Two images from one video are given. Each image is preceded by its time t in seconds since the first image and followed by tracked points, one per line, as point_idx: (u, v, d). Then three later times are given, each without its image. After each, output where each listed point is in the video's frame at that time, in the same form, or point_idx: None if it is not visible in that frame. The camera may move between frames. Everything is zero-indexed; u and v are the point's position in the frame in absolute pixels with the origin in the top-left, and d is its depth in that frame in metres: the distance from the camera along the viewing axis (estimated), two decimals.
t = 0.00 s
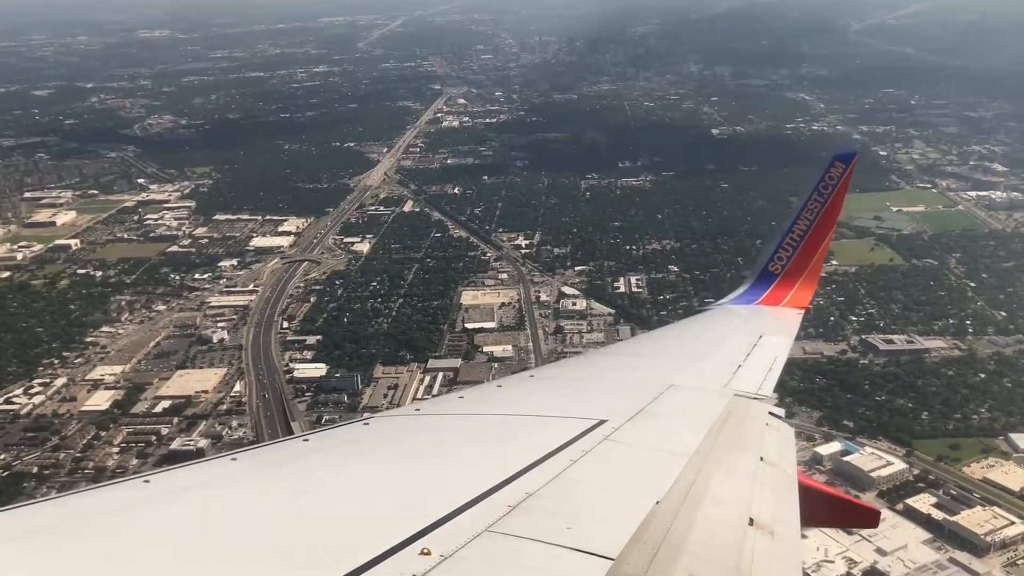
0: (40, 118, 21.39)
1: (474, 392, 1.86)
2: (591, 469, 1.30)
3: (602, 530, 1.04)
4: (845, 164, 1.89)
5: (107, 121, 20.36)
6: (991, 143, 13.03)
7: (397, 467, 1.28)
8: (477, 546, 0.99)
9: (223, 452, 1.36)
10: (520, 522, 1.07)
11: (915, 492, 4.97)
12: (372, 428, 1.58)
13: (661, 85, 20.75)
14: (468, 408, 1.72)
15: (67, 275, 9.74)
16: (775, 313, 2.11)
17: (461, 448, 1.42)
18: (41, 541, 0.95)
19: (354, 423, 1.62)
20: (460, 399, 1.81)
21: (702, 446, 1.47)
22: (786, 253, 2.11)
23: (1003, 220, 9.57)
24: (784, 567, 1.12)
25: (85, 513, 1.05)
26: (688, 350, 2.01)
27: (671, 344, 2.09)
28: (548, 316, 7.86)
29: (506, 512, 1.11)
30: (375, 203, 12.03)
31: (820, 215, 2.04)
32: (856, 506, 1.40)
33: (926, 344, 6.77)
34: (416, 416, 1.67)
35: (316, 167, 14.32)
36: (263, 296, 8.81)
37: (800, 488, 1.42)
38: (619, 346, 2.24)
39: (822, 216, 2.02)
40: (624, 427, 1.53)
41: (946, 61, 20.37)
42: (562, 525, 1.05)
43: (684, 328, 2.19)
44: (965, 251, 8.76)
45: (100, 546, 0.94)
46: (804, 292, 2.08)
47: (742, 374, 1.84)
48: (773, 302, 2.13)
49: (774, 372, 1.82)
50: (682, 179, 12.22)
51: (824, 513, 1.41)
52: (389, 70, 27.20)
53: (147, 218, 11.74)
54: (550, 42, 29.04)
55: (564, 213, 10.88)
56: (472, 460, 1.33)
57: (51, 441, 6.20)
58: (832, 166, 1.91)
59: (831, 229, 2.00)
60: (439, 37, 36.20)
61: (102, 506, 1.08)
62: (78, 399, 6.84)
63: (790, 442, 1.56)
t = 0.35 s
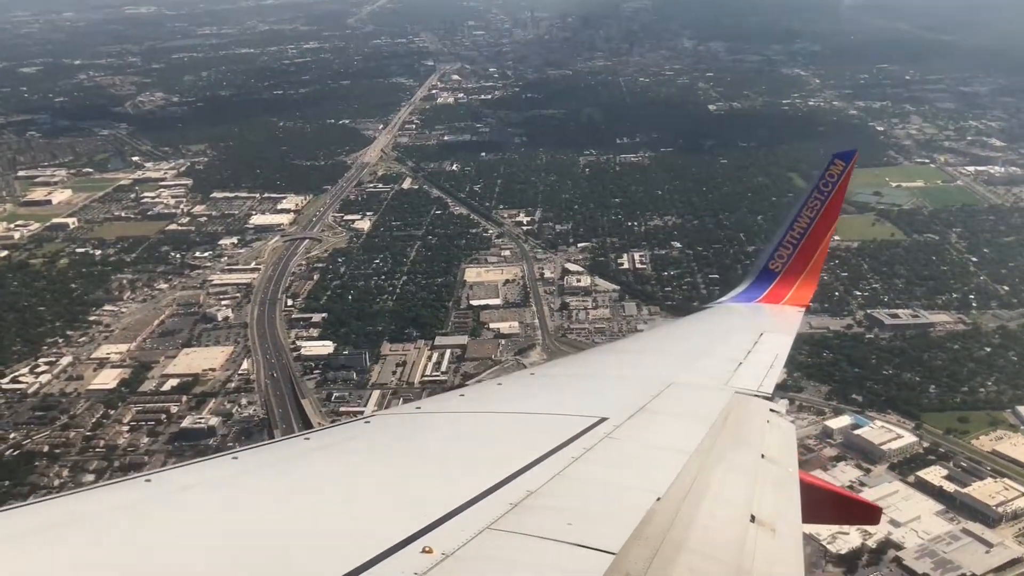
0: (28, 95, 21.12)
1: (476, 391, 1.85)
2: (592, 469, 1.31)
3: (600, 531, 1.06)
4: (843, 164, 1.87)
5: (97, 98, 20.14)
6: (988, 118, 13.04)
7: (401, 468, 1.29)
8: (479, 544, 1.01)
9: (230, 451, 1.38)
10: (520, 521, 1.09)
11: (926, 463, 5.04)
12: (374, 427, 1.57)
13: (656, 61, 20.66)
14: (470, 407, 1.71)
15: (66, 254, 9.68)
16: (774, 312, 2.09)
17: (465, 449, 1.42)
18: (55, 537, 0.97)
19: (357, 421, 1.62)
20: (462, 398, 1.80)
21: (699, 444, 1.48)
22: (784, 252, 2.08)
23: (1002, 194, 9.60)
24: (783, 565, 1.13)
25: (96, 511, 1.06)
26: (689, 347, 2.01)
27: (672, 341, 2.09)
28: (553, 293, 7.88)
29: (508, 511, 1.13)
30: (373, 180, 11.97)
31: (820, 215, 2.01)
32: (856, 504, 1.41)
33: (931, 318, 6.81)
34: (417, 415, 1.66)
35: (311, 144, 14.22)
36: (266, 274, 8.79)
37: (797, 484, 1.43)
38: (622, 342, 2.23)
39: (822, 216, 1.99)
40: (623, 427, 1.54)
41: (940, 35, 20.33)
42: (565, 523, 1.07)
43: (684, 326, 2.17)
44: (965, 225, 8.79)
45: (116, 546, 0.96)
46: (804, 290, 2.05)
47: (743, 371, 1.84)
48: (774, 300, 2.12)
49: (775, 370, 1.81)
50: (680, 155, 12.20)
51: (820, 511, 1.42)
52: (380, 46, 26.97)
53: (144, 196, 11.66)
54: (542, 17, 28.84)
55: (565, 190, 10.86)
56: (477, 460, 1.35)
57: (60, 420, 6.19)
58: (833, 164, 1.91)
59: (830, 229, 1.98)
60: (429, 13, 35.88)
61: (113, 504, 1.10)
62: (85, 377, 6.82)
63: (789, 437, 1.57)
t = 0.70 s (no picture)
0: (18, 79, 20.95)
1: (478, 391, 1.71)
2: (595, 468, 1.20)
3: (607, 531, 0.98)
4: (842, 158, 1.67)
5: (88, 82, 20.00)
6: (984, 96, 13.08)
7: (398, 467, 1.21)
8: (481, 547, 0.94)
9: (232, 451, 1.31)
10: (524, 522, 1.01)
11: (938, 439, 5.09)
12: (372, 428, 1.45)
13: (650, 41, 20.62)
14: (469, 407, 1.56)
15: (67, 239, 9.64)
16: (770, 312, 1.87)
17: (461, 451, 1.30)
18: (45, 537, 0.92)
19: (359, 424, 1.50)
20: (464, 397, 1.65)
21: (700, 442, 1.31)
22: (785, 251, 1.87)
23: (1001, 172, 9.64)
24: (790, 567, 0.99)
25: (93, 511, 1.02)
26: (690, 339, 1.84)
27: (675, 334, 1.92)
28: (558, 274, 7.89)
29: (512, 512, 1.06)
30: (372, 163, 11.95)
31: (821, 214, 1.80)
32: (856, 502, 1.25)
33: (936, 295, 6.86)
34: (424, 415, 1.53)
35: (307, 127, 14.17)
36: (269, 258, 8.78)
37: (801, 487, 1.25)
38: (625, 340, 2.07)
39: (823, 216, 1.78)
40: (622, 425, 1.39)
41: (933, 14, 20.33)
42: (566, 525, 1.00)
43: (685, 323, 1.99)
44: (966, 204, 8.84)
45: (111, 543, 0.91)
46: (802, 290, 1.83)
47: (745, 370, 1.63)
48: (773, 299, 1.89)
49: (778, 368, 1.60)
50: (678, 135, 12.21)
51: (822, 510, 1.25)
52: (372, 28, 26.83)
53: (143, 181, 11.62)
54: None
55: (565, 171, 10.85)
56: (477, 460, 1.25)
57: (71, 404, 6.19)
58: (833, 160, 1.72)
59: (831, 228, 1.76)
60: None
61: (108, 504, 1.05)
62: (93, 362, 6.82)
63: (793, 439, 1.37)
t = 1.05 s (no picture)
0: (7, 60, 20.75)
1: (479, 387, 1.64)
2: (599, 463, 1.13)
3: (612, 523, 0.92)
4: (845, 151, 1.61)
5: (79, 62, 19.84)
6: (981, 74, 13.12)
7: (394, 468, 1.15)
8: (486, 544, 0.89)
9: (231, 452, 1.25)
10: (532, 517, 0.95)
11: (949, 415, 5.14)
12: (368, 427, 1.39)
13: (645, 19, 20.55)
14: (472, 403, 1.51)
15: (67, 221, 9.60)
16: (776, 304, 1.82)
17: (461, 450, 1.23)
18: (29, 540, 0.88)
19: (356, 422, 1.44)
20: (466, 394, 1.59)
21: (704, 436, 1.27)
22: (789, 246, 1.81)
23: (1002, 150, 9.68)
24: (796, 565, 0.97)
25: (83, 512, 0.98)
26: (690, 329, 1.79)
27: (674, 325, 1.86)
28: (564, 253, 7.89)
29: (517, 507, 0.99)
30: (371, 143, 11.91)
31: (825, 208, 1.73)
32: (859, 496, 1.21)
33: (942, 273, 6.90)
34: (425, 414, 1.46)
35: (304, 107, 14.09)
36: (272, 239, 8.76)
37: (805, 481, 1.23)
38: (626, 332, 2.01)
39: (826, 209, 1.72)
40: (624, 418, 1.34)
41: None
42: (572, 523, 0.92)
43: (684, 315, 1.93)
44: (968, 181, 8.87)
45: (95, 546, 0.86)
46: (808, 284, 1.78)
47: (749, 364, 1.57)
48: (775, 293, 1.82)
49: (781, 361, 1.55)
50: (678, 114, 12.20)
51: (827, 505, 1.22)
52: (364, 7, 26.64)
53: (141, 162, 11.57)
54: None
55: (567, 150, 10.84)
56: (476, 458, 1.19)
57: (82, 386, 6.20)
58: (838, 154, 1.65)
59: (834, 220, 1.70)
60: None
61: (98, 504, 1.01)
62: (102, 344, 6.81)
63: (798, 434, 1.33)
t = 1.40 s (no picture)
0: None
1: (483, 384, 1.62)
2: (602, 462, 1.12)
3: (612, 524, 0.92)
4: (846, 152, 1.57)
5: (69, 38, 19.60)
6: (980, 54, 13.13)
7: (397, 464, 1.11)
8: (488, 541, 0.88)
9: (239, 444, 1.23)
10: (534, 516, 0.95)
11: (959, 392, 5.18)
12: (374, 422, 1.36)
13: None
14: (479, 398, 1.48)
15: (66, 199, 9.53)
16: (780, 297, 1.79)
17: (468, 445, 1.21)
18: (22, 535, 0.83)
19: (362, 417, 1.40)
20: (469, 391, 1.57)
21: (707, 432, 1.24)
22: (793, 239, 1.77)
23: (1002, 130, 9.72)
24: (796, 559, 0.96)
25: (76, 509, 0.93)
26: (695, 327, 1.76)
27: (678, 323, 1.83)
28: (569, 232, 7.88)
29: (520, 505, 0.99)
30: (370, 120, 11.85)
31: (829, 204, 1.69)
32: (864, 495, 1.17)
33: (947, 252, 6.94)
34: (428, 409, 1.43)
35: (300, 84, 13.99)
36: (274, 217, 8.73)
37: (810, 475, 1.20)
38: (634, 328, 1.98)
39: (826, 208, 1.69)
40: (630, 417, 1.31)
41: None
42: (573, 520, 0.93)
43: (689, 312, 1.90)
44: (970, 161, 8.90)
45: (95, 537, 0.84)
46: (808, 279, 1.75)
47: (753, 364, 1.53)
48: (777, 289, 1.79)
49: (785, 360, 1.52)
50: (677, 93, 12.17)
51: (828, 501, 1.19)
52: None
53: (138, 139, 11.48)
54: None
55: (568, 128, 10.82)
56: (483, 455, 1.17)
57: (90, 363, 6.19)
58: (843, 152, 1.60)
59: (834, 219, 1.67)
60: None
61: (96, 498, 0.96)
62: (108, 321, 6.78)
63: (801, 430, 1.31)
